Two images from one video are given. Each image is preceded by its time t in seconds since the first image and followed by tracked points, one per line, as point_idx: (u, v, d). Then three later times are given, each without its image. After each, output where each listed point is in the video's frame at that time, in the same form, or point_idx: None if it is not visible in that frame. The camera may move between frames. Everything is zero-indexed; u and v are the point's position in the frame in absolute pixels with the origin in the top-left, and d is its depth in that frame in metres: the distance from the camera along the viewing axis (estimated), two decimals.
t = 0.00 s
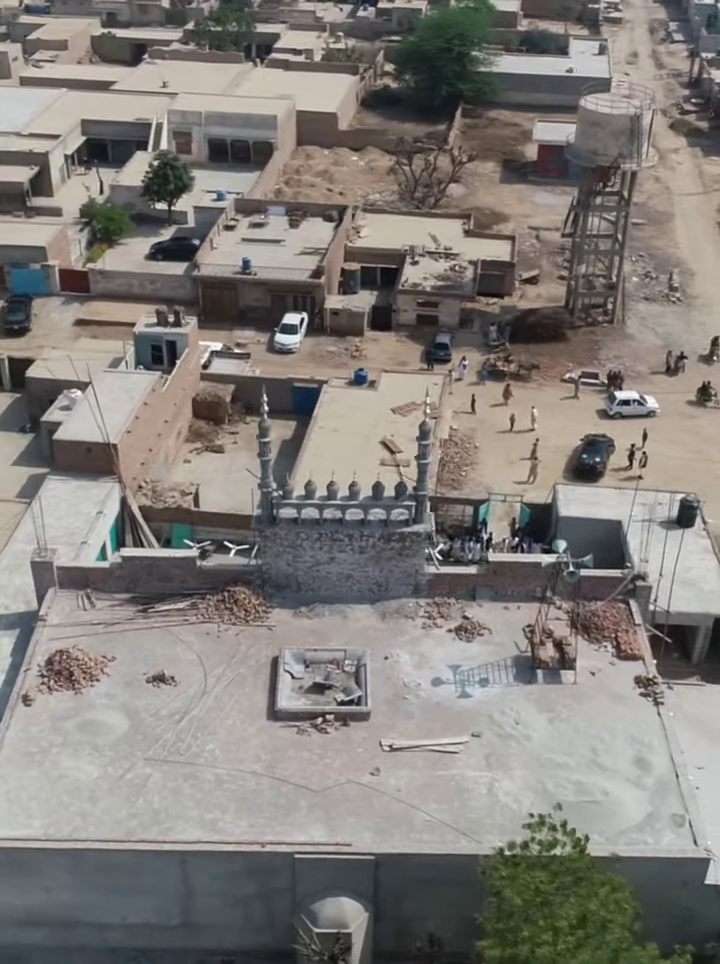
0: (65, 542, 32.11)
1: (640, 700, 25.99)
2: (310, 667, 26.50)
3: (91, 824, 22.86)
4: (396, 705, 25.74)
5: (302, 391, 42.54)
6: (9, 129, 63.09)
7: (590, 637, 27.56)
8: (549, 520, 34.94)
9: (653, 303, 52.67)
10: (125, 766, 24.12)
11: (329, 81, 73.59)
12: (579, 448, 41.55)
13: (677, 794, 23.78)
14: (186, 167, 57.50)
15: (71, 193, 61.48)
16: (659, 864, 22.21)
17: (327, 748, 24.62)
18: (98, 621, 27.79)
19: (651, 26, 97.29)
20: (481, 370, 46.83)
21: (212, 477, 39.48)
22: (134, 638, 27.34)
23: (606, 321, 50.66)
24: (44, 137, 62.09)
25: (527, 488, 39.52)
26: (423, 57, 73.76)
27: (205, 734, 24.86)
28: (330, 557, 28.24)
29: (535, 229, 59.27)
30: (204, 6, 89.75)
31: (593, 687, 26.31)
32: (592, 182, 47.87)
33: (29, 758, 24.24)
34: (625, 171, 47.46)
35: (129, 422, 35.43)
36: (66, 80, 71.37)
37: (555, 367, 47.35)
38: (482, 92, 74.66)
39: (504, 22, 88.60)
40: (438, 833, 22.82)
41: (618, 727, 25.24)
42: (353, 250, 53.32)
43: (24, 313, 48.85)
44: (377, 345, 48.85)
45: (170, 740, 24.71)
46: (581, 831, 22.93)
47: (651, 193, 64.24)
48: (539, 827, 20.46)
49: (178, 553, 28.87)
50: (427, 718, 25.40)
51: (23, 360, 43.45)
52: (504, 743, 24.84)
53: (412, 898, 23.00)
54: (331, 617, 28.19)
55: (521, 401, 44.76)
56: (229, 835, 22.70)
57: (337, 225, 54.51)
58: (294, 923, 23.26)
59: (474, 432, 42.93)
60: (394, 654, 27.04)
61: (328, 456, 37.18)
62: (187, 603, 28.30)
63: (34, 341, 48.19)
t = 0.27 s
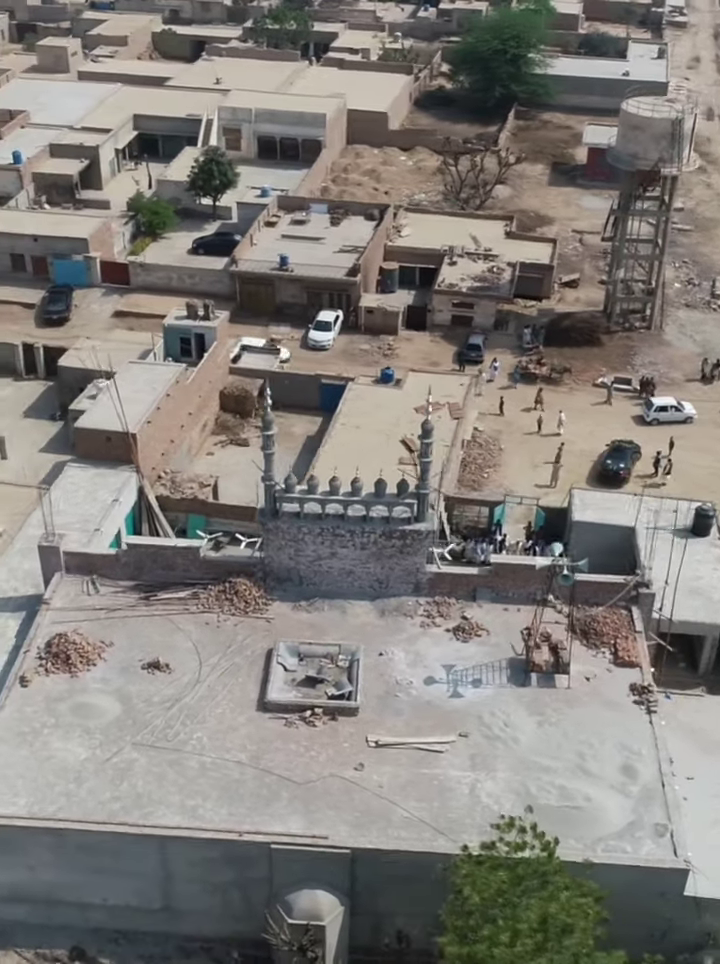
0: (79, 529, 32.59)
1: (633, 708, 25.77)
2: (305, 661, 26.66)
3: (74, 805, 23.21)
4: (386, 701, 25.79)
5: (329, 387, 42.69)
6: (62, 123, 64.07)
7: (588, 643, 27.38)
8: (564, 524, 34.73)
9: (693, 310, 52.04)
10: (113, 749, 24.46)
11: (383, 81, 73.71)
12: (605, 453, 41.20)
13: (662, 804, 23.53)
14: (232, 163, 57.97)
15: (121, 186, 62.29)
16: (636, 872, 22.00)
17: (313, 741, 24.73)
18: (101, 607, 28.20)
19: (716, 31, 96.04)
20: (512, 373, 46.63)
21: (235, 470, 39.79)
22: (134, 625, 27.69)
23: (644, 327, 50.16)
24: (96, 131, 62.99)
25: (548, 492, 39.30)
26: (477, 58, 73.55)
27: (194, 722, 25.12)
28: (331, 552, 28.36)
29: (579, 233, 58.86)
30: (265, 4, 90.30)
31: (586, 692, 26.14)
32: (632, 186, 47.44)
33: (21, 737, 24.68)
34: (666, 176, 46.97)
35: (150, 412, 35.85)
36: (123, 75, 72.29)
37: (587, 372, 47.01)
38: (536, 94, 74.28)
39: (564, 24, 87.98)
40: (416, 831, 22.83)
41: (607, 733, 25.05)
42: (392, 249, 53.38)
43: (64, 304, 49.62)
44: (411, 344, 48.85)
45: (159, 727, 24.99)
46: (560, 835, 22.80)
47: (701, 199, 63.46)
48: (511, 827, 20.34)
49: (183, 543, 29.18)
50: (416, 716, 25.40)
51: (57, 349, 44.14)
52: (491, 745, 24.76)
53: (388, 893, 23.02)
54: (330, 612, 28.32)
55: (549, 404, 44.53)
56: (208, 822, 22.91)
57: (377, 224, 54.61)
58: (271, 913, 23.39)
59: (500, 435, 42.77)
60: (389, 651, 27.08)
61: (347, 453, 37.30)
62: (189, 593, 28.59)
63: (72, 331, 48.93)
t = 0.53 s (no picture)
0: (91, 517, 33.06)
1: (624, 714, 25.55)
2: (297, 654, 26.81)
3: (57, 786, 23.58)
4: (375, 697, 25.84)
5: (354, 385, 42.81)
6: (113, 117, 64.92)
7: (583, 648, 27.20)
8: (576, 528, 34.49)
9: None
10: (100, 733, 24.80)
11: (435, 82, 73.67)
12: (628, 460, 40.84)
13: (643, 812, 23.31)
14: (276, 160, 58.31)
15: (167, 181, 62.96)
16: (610, 879, 21.82)
17: (298, 733, 24.86)
18: (102, 594, 28.60)
19: None
20: (542, 376, 46.40)
21: (255, 464, 40.06)
22: (133, 612, 28.04)
23: (679, 334, 49.63)
24: (145, 126, 63.75)
25: (567, 497, 39.07)
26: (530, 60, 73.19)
27: (183, 709, 25.38)
28: (331, 547, 28.49)
29: (621, 237, 58.36)
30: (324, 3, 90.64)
31: (577, 697, 25.97)
32: (670, 190, 46.97)
33: (12, 717, 25.14)
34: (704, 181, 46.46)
35: (169, 404, 36.25)
36: (176, 72, 73.07)
37: (618, 378, 46.63)
38: (588, 97, 73.74)
39: (623, 27, 87.18)
40: (391, 827, 22.86)
41: (594, 739, 24.86)
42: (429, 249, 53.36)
43: (101, 296, 50.32)
44: (442, 345, 48.81)
45: (148, 713, 25.29)
46: (536, 838, 22.69)
47: None
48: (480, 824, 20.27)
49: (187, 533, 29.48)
50: (403, 713, 25.41)
51: (88, 340, 44.78)
52: (476, 745, 24.70)
53: (363, 888, 23.05)
54: (328, 606, 28.44)
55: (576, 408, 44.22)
56: (186, 808, 23.14)
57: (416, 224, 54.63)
58: (247, 902, 23.53)
59: (524, 438, 42.59)
60: (382, 648, 27.13)
61: (365, 451, 37.39)
62: (190, 582, 28.88)
63: (107, 323, 49.60)
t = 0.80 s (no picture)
0: (101, 505, 33.47)
1: (609, 719, 25.37)
2: (287, 646, 26.97)
3: (39, 767, 23.97)
4: (360, 692, 25.91)
5: (375, 382, 42.91)
6: (158, 113, 65.63)
7: (574, 651, 27.04)
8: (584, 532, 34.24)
9: None
10: (85, 716, 25.15)
11: (482, 83, 73.54)
12: (646, 466, 40.46)
13: (620, 817, 23.16)
14: (314, 158, 58.53)
15: (209, 177, 63.50)
16: (578, 884, 21.70)
17: (280, 724, 25.01)
18: (101, 580, 28.98)
19: None
20: (567, 381, 46.13)
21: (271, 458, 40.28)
22: (129, 600, 28.38)
23: (710, 341, 49.08)
24: (188, 122, 64.37)
25: (582, 501, 38.81)
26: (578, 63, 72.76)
27: (169, 697, 25.66)
28: (328, 541, 28.60)
29: (659, 242, 57.82)
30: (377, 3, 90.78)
31: (563, 701, 25.82)
32: (704, 195, 46.50)
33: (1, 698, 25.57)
34: None
35: (185, 395, 36.62)
36: (225, 70, 73.69)
37: (644, 383, 46.23)
38: (636, 101, 73.18)
39: (678, 31, 86.30)
40: (364, 821, 22.92)
41: (577, 743, 24.72)
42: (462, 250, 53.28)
43: (134, 290, 50.92)
44: (469, 346, 48.72)
45: (134, 698, 25.60)
46: (507, 839, 22.63)
47: None
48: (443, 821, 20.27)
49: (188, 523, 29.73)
50: (386, 709, 25.46)
51: (116, 331, 45.34)
52: (456, 744, 24.68)
53: (335, 880, 23.14)
54: (322, 600, 28.58)
55: (599, 412, 43.90)
56: (162, 793, 23.38)
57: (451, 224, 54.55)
58: (222, 890, 23.71)
59: (543, 441, 42.39)
60: (373, 643, 27.18)
61: (378, 449, 37.42)
62: (189, 572, 29.14)
63: (139, 315, 50.19)
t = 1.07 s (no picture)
0: (105, 494, 33.87)
1: (589, 722, 25.26)
2: (272, 638, 27.14)
3: (17, 748, 24.35)
4: (341, 686, 26.02)
5: (389, 381, 43.04)
6: (195, 110, 66.16)
7: (559, 653, 26.95)
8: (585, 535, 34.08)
9: None
10: (68, 700, 25.51)
11: (522, 85, 73.32)
12: (659, 470, 40.13)
13: (590, 820, 23.06)
14: (346, 156, 58.73)
15: (243, 173, 63.89)
16: (541, 884, 21.63)
17: (258, 715, 25.20)
18: (95, 567, 29.34)
19: None
20: (586, 384, 45.89)
21: (282, 453, 40.52)
22: (121, 587, 28.72)
23: None
24: (225, 119, 64.83)
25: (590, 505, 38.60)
26: (619, 65, 72.38)
27: (151, 684, 25.94)
28: (319, 536, 28.75)
29: (691, 247, 57.30)
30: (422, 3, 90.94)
31: (544, 702, 25.74)
32: None
33: None
34: None
35: (195, 388, 36.97)
36: (265, 67, 74.12)
37: (664, 388, 45.87)
38: (678, 104, 72.68)
39: None
40: (333, 813, 23.03)
41: (553, 744, 24.64)
42: (489, 250, 53.19)
43: (160, 283, 51.39)
44: (490, 346, 48.64)
45: (117, 684, 25.92)
46: (474, 837, 22.62)
47: None
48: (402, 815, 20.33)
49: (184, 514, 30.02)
50: (365, 704, 25.55)
51: (137, 324, 45.80)
52: (431, 741, 24.71)
53: (303, 872, 23.26)
54: (311, 595, 28.72)
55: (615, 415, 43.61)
56: (136, 778, 23.66)
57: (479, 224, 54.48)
58: (193, 877, 23.93)
59: (557, 443, 42.20)
60: (357, 639, 27.27)
61: (385, 446, 37.48)
62: (182, 562, 29.43)
63: (163, 309, 50.66)
